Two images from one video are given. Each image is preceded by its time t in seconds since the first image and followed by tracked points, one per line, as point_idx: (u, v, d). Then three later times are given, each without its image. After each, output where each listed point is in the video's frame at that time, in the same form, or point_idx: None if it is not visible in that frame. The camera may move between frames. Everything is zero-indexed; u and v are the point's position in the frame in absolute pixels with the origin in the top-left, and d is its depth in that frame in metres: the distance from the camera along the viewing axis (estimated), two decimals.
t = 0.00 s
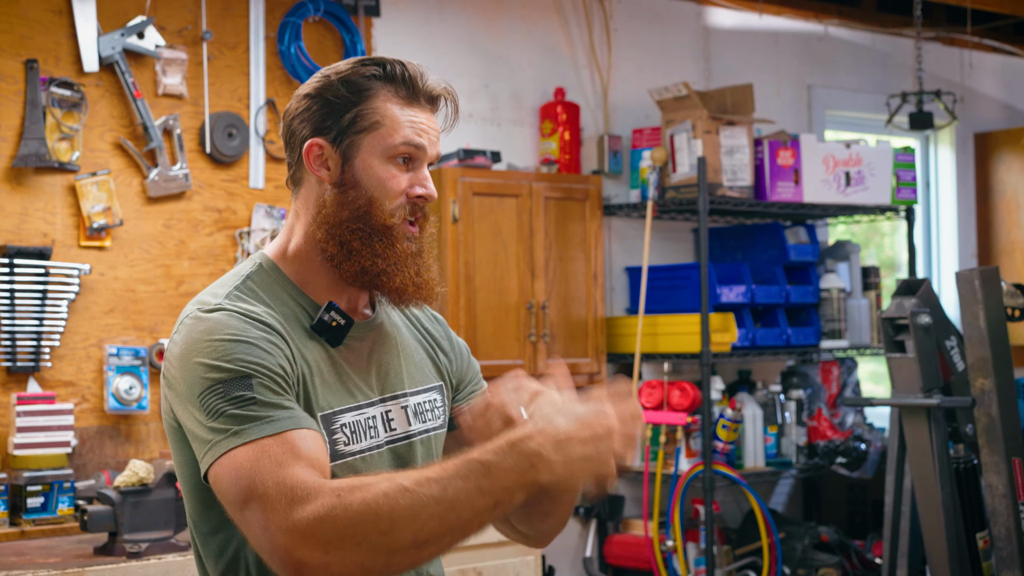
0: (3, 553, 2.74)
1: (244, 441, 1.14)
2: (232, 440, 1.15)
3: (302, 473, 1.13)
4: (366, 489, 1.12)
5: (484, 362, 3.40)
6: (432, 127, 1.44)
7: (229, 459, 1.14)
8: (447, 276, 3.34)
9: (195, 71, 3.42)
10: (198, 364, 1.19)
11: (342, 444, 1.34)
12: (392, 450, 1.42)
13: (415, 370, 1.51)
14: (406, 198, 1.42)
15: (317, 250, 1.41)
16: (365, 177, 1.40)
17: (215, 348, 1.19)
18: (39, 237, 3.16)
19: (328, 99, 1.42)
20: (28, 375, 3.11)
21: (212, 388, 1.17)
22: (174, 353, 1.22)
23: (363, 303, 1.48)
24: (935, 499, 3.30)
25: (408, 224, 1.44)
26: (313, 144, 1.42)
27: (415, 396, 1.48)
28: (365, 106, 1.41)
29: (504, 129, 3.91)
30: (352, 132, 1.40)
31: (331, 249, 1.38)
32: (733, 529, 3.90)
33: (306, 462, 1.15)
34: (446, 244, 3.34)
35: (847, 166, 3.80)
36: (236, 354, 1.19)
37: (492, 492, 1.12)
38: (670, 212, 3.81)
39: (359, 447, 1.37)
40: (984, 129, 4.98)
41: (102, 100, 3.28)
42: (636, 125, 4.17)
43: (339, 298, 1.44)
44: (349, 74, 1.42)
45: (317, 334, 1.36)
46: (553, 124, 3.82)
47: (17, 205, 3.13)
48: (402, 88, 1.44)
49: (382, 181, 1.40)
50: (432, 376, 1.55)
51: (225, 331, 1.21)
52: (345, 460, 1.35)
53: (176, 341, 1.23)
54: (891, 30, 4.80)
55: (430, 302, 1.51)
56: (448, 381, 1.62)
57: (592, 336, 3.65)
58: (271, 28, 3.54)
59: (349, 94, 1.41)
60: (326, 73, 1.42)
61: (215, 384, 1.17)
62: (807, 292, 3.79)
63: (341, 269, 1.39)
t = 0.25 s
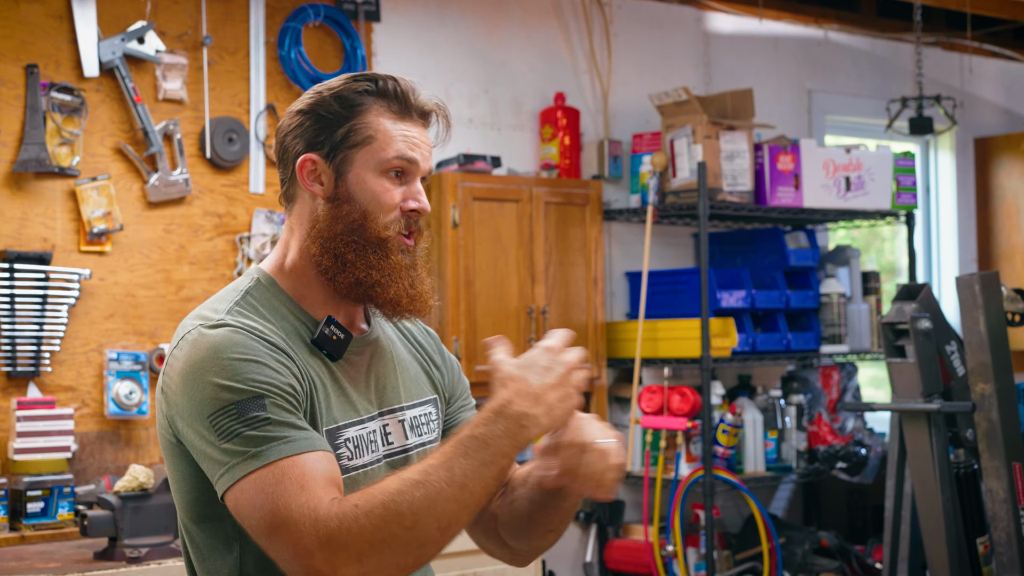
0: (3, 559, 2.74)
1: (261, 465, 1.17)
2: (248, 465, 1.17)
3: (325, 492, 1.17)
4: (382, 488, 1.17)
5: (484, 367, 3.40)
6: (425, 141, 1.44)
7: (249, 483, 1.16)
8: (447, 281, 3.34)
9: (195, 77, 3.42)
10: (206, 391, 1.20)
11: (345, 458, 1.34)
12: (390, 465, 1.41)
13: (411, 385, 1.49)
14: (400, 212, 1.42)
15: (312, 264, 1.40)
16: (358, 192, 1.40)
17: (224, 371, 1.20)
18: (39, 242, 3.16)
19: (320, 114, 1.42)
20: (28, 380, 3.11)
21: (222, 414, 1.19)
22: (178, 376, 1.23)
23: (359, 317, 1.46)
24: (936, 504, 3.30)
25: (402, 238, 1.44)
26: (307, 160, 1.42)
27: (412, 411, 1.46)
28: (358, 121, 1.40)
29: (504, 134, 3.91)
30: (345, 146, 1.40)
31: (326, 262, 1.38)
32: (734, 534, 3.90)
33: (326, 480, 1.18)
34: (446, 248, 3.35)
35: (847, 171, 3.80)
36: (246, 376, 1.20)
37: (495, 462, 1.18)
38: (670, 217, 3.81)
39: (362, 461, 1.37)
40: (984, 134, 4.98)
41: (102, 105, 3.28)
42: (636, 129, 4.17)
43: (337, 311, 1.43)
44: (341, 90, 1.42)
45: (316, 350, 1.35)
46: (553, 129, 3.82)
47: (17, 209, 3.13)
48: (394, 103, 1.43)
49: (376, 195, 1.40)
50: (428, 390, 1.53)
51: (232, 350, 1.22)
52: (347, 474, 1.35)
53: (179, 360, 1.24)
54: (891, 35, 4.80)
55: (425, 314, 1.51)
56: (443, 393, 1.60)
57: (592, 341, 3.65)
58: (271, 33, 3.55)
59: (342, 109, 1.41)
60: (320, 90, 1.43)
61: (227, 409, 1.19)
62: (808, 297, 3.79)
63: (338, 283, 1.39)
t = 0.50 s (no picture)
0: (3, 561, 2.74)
1: (244, 481, 1.16)
2: (234, 476, 1.16)
3: (307, 507, 1.16)
4: (358, 517, 1.14)
5: (484, 369, 3.40)
6: (406, 123, 1.44)
7: (232, 497, 1.16)
8: (447, 283, 3.34)
9: (195, 79, 3.42)
10: (197, 392, 1.18)
11: (344, 452, 1.32)
12: (388, 458, 1.41)
13: (407, 379, 1.49)
14: (389, 194, 1.41)
15: (307, 257, 1.39)
16: (345, 180, 1.40)
17: (212, 374, 1.18)
18: (38, 245, 3.16)
19: (300, 109, 1.42)
20: (28, 382, 3.11)
21: (210, 420, 1.17)
22: (172, 369, 1.21)
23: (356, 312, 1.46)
24: (936, 506, 3.30)
25: (395, 220, 1.44)
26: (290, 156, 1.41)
27: (410, 404, 1.46)
28: (337, 110, 1.41)
29: (504, 136, 3.92)
30: (329, 136, 1.40)
31: (321, 251, 1.37)
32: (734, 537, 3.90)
33: (311, 496, 1.17)
34: (446, 251, 3.35)
35: (847, 173, 3.80)
36: (235, 380, 1.18)
37: (473, 499, 1.15)
38: (670, 220, 3.81)
39: (361, 455, 1.35)
40: (984, 137, 4.98)
41: (102, 108, 3.28)
42: (636, 132, 4.17)
43: (333, 303, 1.42)
44: (317, 83, 1.42)
45: (313, 343, 1.34)
46: (553, 131, 3.82)
47: (18, 212, 3.13)
48: (370, 90, 1.44)
49: (364, 180, 1.40)
50: (424, 385, 1.53)
51: (222, 352, 1.19)
52: (347, 469, 1.33)
53: (170, 358, 1.22)
54: (891, 37, 4.80)
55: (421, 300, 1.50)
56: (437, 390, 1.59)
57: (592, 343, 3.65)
58: (271, 35, 3.55)
59: (319, 101, 1.41)
60: (297, 87, 1.43)
61: (216, 416, 1.17)
62: (808, 299, 3.79)
63: (335, 268, 1.38)
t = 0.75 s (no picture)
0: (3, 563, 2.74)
1: (225, 496, 1.16)
2: (214, 491, 1.16)
3: (286, 526, 1.16)
4: (336, 546, 1.15)
5: (484, 371, 3.40)
6: (400, 134, 1.44)
7: (213, 512, 1.16)
8: (447, 285, 3.34)
9: (195, 81, 3.42)
10: (180, 406, 1.18)
11: (333, 465, 1.32)
12: (381, 470, 1.40)
13: (400, 392, 1.49)
14: (380, 207, 1.41)
15: (297, 269, 1.40)
16: (335, 190, 1.40)
17: (197, 387, 1.18)
18: (39, 247, 3.16)
19: (292, 119, 1.42)
20: (28, 384, 3.11)
21: (193, 434, 1.17)
22: (158, 382, 1.22)
23: (349, 323, 1.46)
24: (936, 507, 3.30)
25: (384, 233, 1.43)
26: (283, 165, 1.42)
27: (403, 417, 1.46)
28: (329, 120, 1.41)
29: (504, 138, 3.92)
30: (320, 147, 1.40)
31: (309, 263, 1.38)
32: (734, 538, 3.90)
33: (291, 512, 1.17)
34: (446, 253, 3.35)
35: (847, 175, 3.80)
36: (219, 396, 1.18)
37: (458, 542, 1.15)
38: (670, 221, 3.81)
39: (351, 467, 1.35)
40: (984, 138, 4.98)
41: (102, 110, 3.28)
42: (636, 133, 4.17)
43: (324, 315, 1.42)
44: (310, 93, 1.42)
45: (303, 356, 1.35)
46: (553, 133, 3.82)
47: (18, 214, 3.13)
48: (362, 100, 1.43)
49: (353, 191, 1.39)
50: (418, 399, 1.53)
51: (207, 364, 1.19)
52: (336, 481, 1.32)
53: (158, 368, 1.23)
54: (891, 39, 4.80)
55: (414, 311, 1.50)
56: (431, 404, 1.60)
57: (593, 345, 3.65)
58: (271, 37, 3.54)
59: (311, 111, 1.41)
60: (291, 96, 1.44)
61: (197, 430, 1.17)
62: (808, 301, 3.79)
63: (321, 282, 1.39)
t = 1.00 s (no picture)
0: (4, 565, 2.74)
1: (185, 507, 1.17)
2: (176, 500, 1.18)
3: (241, 543, 1.18)
4: (283, 561, 1.14)
5: (484, 372, 3.40)
6: (392, 132, 1.44)
7: (172, 521, 1.18)
8: (447, 286, 3.34)
9: (195, 82, 3.42)
10: (153, 408, 1.20)
11: (317, 462, 1.30)
12: (372, 468, 1.39)
13: (394, 389, 1.48)
14: (369, 205, 1.41)
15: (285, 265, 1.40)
16: (324, 187, 1.40)
17: (169, 393, 1.19)
18: (39, 248, 3.16)
19: (285, 116, 1.43)
20: (29, 386, 3.11)
21: (161, 440, 1.18)
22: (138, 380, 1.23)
23: (340, 320, 1.45)
24: (936, 509, 3.30)
25: (373, 230, 1.43)
26: (274, 161, 1.42)
27: (395, 415, 1.45)
28: (320, 117, 1.42)
29: (504, 140, 3.92)
30: (311, 144, 1.41)
31: (294, 258, 1.37)
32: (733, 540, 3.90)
33: (248, 529, 1.19)
34: (446, 255, 3.35)
35: (847, 177, 3.80)
36: (189, 403, 1.19)
37: (403, 552, 1.12)
38: (670, 223, 3.81)
39: (337, 465, 1.33)
40: (984, 140, 4.98)
41: (102, 111, 3.28)
42: (636, 135, 4.17)
43: (312, 313, 1.42)
44: (304, 89, 1.43)
45: (287, 355, 1.34)
46: (553, 134, 3.82)
47: (18, 215, 3.13)
48: (355, 98, 1.44)
49: (342, 189, 1.40)
50: (413, 397, 1.52)
51: (182, 371, 1.20)
52: (320, 479, 1.31)
53: (138, 366, 1.24)
54: (891, 41, 4.80)
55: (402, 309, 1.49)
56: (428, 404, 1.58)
57: (593, 347, 3.65)
58: (271, 39, 3.54)
59: (304, 108, 1.42)
60: (284, 93, 1.44)
61: (165, 436, 1.18)
62: (808, 303, 3.79)
63: (305, 278, 1.38)
